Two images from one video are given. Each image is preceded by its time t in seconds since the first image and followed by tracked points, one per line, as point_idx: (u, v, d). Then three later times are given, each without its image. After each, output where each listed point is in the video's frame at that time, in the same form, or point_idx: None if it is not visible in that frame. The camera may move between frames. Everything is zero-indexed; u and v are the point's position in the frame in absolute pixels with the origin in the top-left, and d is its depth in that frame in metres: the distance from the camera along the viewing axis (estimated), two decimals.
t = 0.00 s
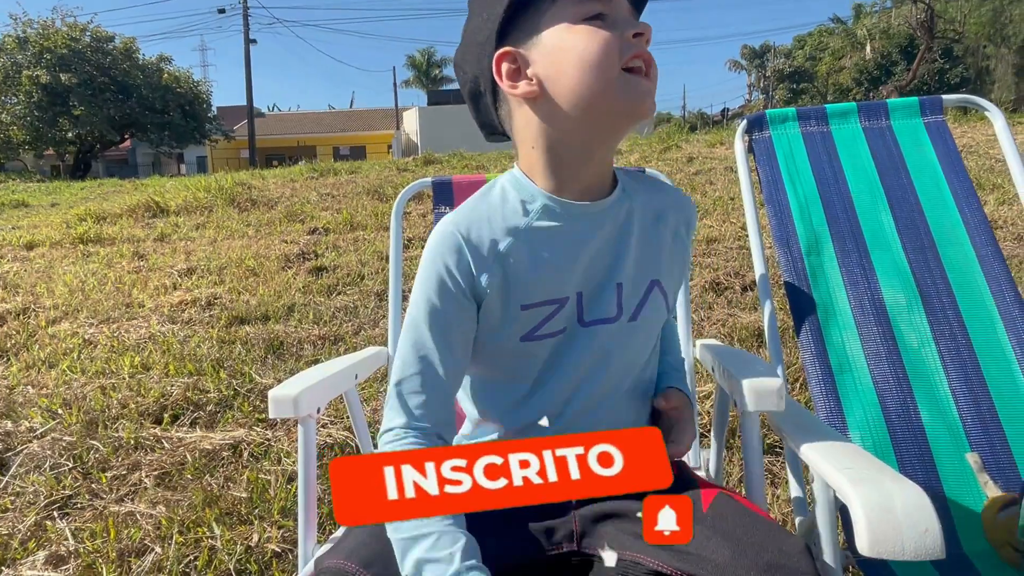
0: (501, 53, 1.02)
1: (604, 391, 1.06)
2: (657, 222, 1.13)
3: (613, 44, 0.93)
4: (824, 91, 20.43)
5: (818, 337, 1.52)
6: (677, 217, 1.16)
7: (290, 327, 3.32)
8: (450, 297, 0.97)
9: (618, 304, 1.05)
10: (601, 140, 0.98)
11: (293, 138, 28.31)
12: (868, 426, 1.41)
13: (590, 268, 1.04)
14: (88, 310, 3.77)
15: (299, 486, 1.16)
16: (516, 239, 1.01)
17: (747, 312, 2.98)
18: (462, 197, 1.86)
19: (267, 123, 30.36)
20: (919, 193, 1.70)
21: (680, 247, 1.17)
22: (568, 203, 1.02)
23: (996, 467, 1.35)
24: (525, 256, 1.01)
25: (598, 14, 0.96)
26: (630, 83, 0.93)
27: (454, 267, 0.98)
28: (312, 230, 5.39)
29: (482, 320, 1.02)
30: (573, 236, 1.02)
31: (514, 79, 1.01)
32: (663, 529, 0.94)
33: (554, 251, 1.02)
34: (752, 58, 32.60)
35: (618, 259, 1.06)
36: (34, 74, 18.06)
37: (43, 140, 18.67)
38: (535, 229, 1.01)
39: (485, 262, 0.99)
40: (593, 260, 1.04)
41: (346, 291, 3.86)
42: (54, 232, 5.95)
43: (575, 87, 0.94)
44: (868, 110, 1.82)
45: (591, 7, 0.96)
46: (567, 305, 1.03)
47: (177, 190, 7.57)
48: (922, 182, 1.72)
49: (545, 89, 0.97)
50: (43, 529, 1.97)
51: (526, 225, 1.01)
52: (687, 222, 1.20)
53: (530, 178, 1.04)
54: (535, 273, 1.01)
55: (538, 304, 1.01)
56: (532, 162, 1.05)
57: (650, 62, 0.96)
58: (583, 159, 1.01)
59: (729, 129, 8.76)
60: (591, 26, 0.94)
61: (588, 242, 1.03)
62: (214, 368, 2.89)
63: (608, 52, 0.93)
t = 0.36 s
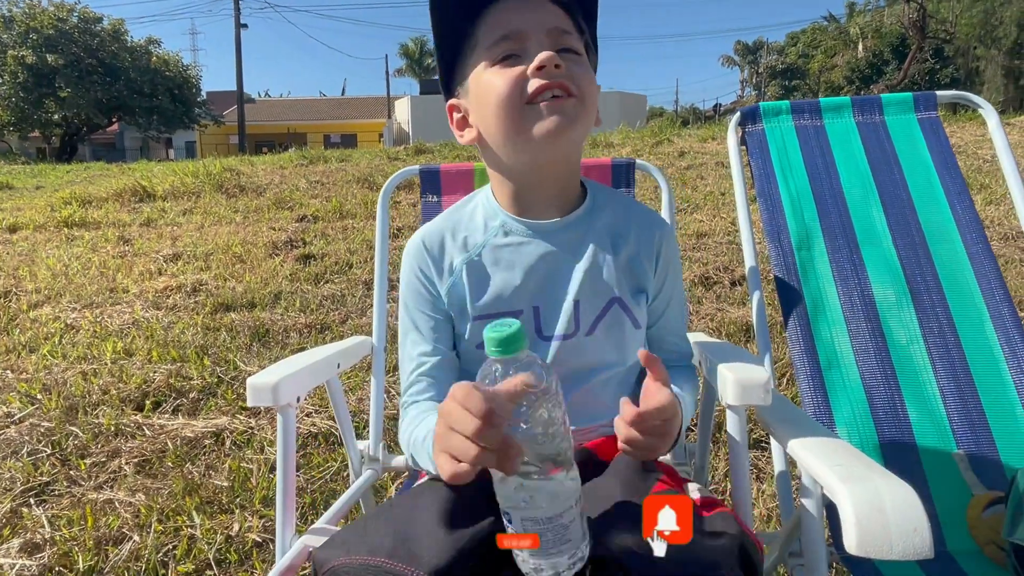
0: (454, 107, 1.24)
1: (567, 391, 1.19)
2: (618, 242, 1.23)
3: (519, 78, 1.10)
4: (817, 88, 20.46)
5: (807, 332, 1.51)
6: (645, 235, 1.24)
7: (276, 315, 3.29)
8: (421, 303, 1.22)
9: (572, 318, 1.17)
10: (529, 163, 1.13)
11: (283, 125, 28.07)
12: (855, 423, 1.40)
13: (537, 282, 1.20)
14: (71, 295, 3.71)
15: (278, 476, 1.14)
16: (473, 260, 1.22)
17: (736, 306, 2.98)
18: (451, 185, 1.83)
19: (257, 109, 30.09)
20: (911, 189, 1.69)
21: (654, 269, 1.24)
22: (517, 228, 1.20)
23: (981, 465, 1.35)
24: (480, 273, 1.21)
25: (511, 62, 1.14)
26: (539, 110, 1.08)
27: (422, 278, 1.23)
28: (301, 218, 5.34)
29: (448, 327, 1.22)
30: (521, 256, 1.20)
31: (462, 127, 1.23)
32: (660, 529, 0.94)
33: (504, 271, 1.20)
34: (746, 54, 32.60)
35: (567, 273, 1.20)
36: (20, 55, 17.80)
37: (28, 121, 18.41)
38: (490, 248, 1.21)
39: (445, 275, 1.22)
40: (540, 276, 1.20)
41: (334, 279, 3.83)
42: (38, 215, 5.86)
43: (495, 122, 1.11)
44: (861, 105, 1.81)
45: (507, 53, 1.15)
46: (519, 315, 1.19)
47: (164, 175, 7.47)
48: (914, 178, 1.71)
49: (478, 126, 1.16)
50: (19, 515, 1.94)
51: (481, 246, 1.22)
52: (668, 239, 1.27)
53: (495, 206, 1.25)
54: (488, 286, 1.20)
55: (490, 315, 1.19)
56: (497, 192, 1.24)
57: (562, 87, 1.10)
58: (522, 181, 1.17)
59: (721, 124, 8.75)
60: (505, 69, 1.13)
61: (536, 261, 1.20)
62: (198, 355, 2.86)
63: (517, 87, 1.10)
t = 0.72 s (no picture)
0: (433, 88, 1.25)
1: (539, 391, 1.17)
2: (595, 245, 1.21)
3: (498, 79, 1.09)
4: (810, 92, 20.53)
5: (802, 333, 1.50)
6: (627, 238, 1.22)
7: (265, 307, 3.25)
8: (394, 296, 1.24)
9: (543, 323, 1.17)
10: (503, 162, 1.14)
11: (275, 116, 27.88)
12: (849, 426, 1.39)
13: (510, 282, 1.20)
14: (57, 284, 3.66)
15: (265, 472, 1.12)
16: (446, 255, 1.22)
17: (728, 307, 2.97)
18: (444, 180, 1.81)
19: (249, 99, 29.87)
20: (908, 193, 1.69)
21: (633, 275, 1.21)
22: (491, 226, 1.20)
23: (975, 471, 1.34)
24: (452, 271, 1.21)
25: (491, 53, 1.12)
26: (516, 113, 1.08)
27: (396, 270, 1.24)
28: (292, 210, 5.29)
29: (420, 323, 1.23)
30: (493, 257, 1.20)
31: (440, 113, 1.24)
32: (666, 526, 0.90)
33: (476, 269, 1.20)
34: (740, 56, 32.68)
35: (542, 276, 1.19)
36: (9, 40, 17.57)
37: (16, 107, 18.19)
38: (464, 244, 1.21)
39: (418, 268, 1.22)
40: (514, 278, 1.20)
41: (325, 272, 3.79)
42: (24, 202, 5.78)
43: (472, 120, 1.12)
44: (860, 107, 1.80)
45: (489, 43, 1.13)
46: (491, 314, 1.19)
47: (154, 164, 7.39)
48: (911, 181, 1.70)
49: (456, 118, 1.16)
50: None
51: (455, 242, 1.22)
52: (651, 243, 1.23)
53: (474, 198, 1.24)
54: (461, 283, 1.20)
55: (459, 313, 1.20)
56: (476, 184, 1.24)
57: (542, 92, 1.09)
58: (497, 177, 1.19)
59: (715, 125, 8.76)
60: (486, 64, 1.11)
61: (509, 262, 1.20)
62: (186, 347, 2.82)
63: (496, 88, 1.09)
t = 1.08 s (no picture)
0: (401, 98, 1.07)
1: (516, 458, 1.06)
2: (587, 294, 1.05)
3: (477, 117, 0.91)
4: (804, 101, 20.63)
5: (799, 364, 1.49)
6: (627, 293, 1.05)
7: (257, 314, 3.22)
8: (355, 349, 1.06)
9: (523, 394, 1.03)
10: (480, 213, 0.97)
11: (270, 114, 27.79)
12: (845, 459, 1.38)
13: (489, 348, 1.04)
14: (45, 285, 3.62)
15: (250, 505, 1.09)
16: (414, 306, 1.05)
17: (722, 322, 2.96)
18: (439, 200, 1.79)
19: (244, 97, 29.76)
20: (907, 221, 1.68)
21: (631, 325, 1.05)
22: (470, 278, 1.04)
23: (971, 507, 1.33)
24: (420, 327, 1.04)
25: (469, 79, 0.94)
26: (495, 159, 0.90)
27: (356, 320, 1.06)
28: (286, 212, 5.26)
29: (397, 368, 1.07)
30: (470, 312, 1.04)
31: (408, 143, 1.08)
32: (668, 528, 0.92)
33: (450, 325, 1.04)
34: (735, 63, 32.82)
35: (528, 341, 1.04)
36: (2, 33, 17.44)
37: (8, 101, 18.06)
38: (436, 297, 1.05)
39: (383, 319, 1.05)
40: (494, 341, 1.04)
41: (317, 278, 3.76)
42: (15, 199, 5.73)
43: (442, 163, 0.94)
44: (860, 134, 1.79)
45: (467, 67, 0.94)
46: (467, 380, 1.04)
47: (147, 162, 7.34)
48: (910, 210, 1.69)
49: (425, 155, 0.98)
50: None
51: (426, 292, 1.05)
52: (653, 283, 1.06)
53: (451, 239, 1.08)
54: (432, 345, 1.04)
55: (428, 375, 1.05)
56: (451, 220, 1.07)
57: (529, 137, 0.91)
58: (475, 222, 1.02)
59: (710, 133, 8.77)
60: (464, 96, 0.93)
61: (488, 324, 1.04)
62: (175, 354, 2.79)
63: (473, 128, 0.91)
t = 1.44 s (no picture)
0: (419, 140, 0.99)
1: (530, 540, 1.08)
2: (625, 393, 1.01)
3: (510, 209, 0.83)
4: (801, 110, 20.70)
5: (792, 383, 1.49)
6: (670, 393, 1.01)
7: (250, 320, 3.20)
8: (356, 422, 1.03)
9: (540, 496, 1.02)
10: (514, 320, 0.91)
11: (268, 116, 27.77)
12: (837, 480, 1.37)
13: (511, 452, 1.00)
14: (38, 287, 3.59)
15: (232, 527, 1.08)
16: (428, 389, 1.01)
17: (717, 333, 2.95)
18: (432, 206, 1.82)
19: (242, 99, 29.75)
20: (901, 241, 1.68)
21: (671, 426, 1.01)
22: (494, 375, 0.98)
23: (964, 532, 1.32)
24: (439, 420, 1.01)
25: (511, 156, 0.85)
26: (534, 271, 0.82)
27: (359, 396, 1.03)
28: (282, 216, 5.24)
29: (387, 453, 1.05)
30: (496, 416, 0.99)
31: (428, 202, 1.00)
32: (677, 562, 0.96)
33: (474, 424, 1.00)
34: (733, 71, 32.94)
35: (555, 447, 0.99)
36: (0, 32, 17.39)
37: (5, 100, 18.01)
38: (446, 386, 1.01)
39: (394, 399, 1.02)
40: (520, 445, 0.99)
41: (312, 284, 3.75)
42: (9, 199, 5.70)
43: (466, 254, 0.87)
44: (856, 153, 1.79)
45: (502, 136, 0.85)
46: (481, 480, 1.02)
47: (144, 163, 7.31)
48: (905, 230, 1.69)
49: (443, 236, 0.91)
50: None
51: (447, 376, 1.02)
52: (704, 381, 1.02)
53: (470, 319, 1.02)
54: (448, 440, 1.01)
55: (447, 469, 1.02)
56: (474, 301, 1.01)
57: (577, 242, 0.82)
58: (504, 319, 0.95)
59: (707, 141, 8.78)
60: (496, 173, 0.85)
61: (511, 428, 0.99)
62: (167, 360, 2.77)
63: (506, 223, 0.83)
